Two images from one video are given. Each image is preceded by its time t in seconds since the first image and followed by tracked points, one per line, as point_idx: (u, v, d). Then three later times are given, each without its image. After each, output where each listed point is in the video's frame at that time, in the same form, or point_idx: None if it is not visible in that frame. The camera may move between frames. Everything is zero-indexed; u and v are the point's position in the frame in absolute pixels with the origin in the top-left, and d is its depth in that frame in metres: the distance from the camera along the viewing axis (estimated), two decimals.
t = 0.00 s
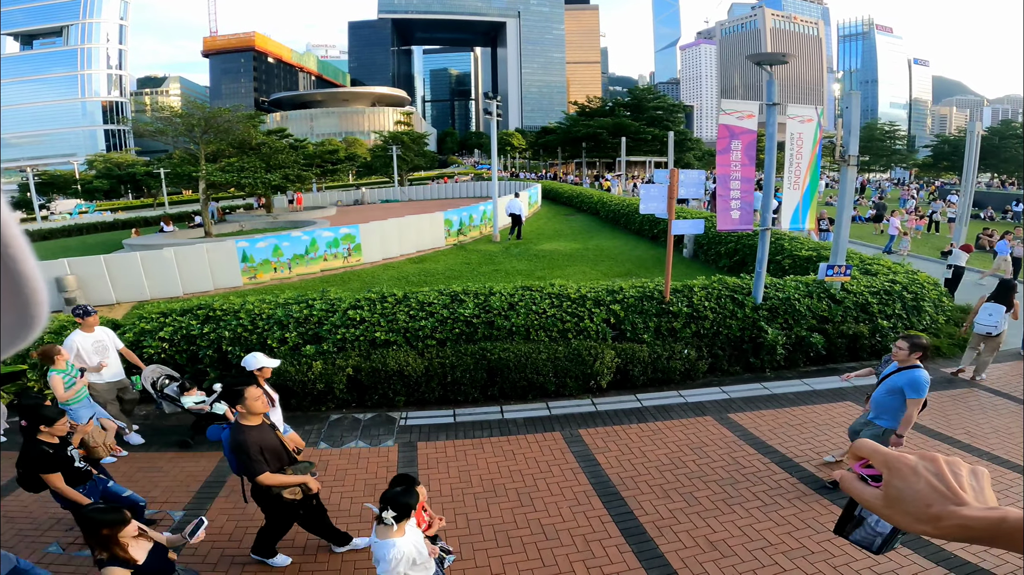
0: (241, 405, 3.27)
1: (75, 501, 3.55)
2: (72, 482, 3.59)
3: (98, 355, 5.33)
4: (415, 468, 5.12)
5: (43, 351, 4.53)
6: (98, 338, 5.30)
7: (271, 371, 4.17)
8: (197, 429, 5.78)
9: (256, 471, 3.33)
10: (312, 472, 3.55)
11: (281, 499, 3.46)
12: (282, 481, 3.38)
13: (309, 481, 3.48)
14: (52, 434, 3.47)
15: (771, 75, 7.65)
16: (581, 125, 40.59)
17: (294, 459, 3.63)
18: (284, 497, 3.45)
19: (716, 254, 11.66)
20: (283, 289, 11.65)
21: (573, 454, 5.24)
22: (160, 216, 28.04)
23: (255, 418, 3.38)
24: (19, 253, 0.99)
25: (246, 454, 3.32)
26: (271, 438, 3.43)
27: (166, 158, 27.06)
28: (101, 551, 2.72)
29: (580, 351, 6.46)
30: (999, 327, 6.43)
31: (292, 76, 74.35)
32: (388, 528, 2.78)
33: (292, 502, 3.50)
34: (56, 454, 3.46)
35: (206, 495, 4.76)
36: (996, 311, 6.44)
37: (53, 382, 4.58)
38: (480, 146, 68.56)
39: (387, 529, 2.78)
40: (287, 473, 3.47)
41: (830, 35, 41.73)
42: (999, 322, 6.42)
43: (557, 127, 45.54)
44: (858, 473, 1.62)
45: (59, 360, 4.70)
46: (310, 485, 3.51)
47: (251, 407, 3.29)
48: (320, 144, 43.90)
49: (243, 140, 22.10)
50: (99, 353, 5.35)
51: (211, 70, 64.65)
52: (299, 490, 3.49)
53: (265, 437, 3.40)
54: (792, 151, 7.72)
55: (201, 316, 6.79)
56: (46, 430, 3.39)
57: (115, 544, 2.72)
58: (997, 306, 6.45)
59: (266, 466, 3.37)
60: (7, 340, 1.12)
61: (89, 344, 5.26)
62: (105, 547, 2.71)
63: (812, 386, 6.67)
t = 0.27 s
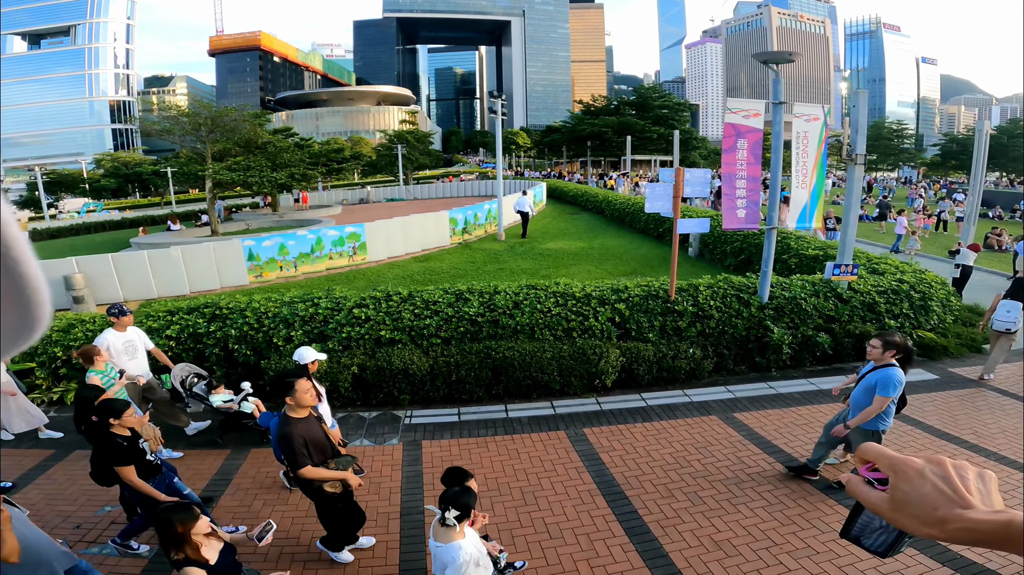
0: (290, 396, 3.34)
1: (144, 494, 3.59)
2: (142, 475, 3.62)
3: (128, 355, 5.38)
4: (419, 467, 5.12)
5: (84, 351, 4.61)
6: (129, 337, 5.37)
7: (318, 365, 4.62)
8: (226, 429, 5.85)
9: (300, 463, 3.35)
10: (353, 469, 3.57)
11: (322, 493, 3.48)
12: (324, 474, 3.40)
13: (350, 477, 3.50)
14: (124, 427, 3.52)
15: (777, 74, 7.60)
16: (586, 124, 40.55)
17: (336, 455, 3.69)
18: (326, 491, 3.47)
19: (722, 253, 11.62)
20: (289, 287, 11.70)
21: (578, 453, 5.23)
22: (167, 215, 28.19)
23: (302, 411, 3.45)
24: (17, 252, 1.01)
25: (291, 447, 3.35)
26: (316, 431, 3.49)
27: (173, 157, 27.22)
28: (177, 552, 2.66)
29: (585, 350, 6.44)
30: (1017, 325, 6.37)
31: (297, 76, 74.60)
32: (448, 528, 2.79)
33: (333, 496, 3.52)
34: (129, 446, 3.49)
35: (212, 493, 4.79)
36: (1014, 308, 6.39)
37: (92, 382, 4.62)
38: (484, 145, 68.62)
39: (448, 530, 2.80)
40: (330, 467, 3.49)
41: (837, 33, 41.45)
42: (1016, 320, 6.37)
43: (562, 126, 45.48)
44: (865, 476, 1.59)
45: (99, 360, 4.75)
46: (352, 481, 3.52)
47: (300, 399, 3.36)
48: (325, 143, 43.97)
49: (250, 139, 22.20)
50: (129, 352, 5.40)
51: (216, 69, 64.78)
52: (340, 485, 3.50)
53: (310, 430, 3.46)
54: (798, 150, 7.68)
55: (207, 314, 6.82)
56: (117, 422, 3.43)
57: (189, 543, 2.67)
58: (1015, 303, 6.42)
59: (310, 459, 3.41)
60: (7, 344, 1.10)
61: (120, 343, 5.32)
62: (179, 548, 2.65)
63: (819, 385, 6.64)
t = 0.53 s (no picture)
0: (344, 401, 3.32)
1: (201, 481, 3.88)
2: (198, 463, 3.89)
3: (173, 353, 5.41)
4: (429, 465, 5.14)
5: (130, 348, 4.89)
6: (175, 335, 5.41)
7: (368, 358, 4.79)
8: (258, 430, 5.88)
9: (349, 468, 3.37)
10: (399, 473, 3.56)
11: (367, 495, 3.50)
12: (371, 479, 3.41)
13: (396, 482, 3.51)
14: (189, 416, 3.87)
15: (789, 72, 7.53)
16: (596, 123, 40.44)
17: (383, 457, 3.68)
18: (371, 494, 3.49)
19: (734, 252, 11.54)
20: (301, 286, 11.78)
21: (587, 453, 5.23)
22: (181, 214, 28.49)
23: (354, 415, 3.45)
24: None
25: (341, 451, 3.37)
26: (366, 435, 3.48)
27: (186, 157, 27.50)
28: (252, 539, 2.69)
29: (595, 349, 6.43)
30: None
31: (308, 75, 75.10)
32: (503, 525, 2.84)
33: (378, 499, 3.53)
34: (192, 433, 3.84)
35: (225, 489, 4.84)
36: None
37: (130, 380, 4.88)
38: (494, 144, 68.65)
39: (505, 529, 2.84)
40: (378, 471, 3.50)
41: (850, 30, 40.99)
42: None
43: (572, 125, 45.37)
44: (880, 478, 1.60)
45: (141, 359, 5.02)
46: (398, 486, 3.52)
47: (352, 404, 3.35)
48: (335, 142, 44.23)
49: (262, 138, 22.40)
50: (173, 350, 5.42)
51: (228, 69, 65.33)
52: (386, 489, 3.51)
53: (360, 435, 3.45)
54: (810, 148, 7.59)
55: (220, 313, 6.88)
56: (183, 409, 3.78)
57: (267, 530, 2.70)
58: None
59: (358, 463, 3.42)
60: None
61: (166, 340, 5.37)
62: (258, 534, 2.69)
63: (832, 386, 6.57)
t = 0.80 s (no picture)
0: (407, 402, 3.32)
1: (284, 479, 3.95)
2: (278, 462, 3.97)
3: (228, 351, 5.52)
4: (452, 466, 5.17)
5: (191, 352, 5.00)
6: (229, 333, 5.51)
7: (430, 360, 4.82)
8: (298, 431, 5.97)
9: (414, 470, 3.36)
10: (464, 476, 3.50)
11: (432, 500, 3.44)
12: (436, 482, 3.37)
13: (460, 486, 3.43)
14: (271, 416, 3.95)
15: (815, 69, 7.40)
16: (617, 123, 40.23)
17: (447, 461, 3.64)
18: (436, 498, 3.43)
19: (760, 252, 11.36)
20: (326, 288, 11.94)
21: (611, 455, 5.19)
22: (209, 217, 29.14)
23: (417, 416, 3.43)
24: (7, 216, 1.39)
25: (407, 453, 3.37)
26: (430, 437, 3.46)
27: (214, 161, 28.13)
28: (331, 543, 2.73)
29: (618, 351, 6.39)
30: None
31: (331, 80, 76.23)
32: (578, 525, 2.81)
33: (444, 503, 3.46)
34: (274, 434, 3.91)
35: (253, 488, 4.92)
36: None
37: (192, 383, 4.99)
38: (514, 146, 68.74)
39: (581, 529, 2.82)
40: (442, 474, 3.45)
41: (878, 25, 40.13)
42: None
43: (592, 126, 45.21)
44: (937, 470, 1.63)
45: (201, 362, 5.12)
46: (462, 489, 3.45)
47: (416, 406, 3.34)
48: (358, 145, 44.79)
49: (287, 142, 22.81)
50: (227, 349, 5.53)
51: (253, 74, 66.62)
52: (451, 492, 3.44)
53: (425, 436, 3.43)
54: (839, 147, 7.45)
55: (249, 314, 7.02)
56: (267, 410, 3.88)
57: (345, 539, 2.74)
58: None
59: (422, 466, 3.39)
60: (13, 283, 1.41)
61: (222, 338, 5.47)
62: (338, 540, 2.72)
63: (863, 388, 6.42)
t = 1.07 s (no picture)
0: (471, 398, 3.32)
1: (347, 466, 3.94)
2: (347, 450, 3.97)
3: (274, 347, 5.63)
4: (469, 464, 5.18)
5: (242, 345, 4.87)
6: (274, 330, 5.63)
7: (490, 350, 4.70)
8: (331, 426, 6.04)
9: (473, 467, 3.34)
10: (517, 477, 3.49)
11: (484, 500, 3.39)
12: (492, 480, 3.34)
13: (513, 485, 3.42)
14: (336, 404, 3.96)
15: (846, 66, 7.21)
16: (640, 121, 39.87)
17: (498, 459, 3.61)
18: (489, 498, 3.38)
19: (787, 252, 11.13)
20: (349, 284, 12.07)
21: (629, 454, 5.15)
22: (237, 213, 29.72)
23: (477, 413, 3.43)
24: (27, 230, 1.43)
25: (466, 450, 3.34)
26: (489, 436, 3.44)
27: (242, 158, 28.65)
28: (407, 542, 2.87)
29: (639, 350, 6.33)
30: None
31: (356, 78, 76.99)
32: (644, 517, 2.85)
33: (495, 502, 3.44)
34: (339, 421, 3.91)
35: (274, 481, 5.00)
36: None
37: (247, 376, 4.87)
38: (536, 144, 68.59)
39: (647, 520, 2.86)
40: (496, 473, 3.43)
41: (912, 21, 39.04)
42: None
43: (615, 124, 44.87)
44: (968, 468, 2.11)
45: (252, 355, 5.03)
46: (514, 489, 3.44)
47: (478, 402, 3.35)
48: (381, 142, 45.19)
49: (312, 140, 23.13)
50: (273, 345, 5.63)
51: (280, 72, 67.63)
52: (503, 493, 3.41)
53: (484, 434, 3.42)
54: (870, 146, 7.25)
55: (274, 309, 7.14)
56: (333, 397, 3.92)
57: (421, 537, 2.87)
58: None
59: (480, 463, 3.37)
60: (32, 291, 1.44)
61: (268, 337, 5.57)
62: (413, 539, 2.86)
63: (892, 392, 6.24)
